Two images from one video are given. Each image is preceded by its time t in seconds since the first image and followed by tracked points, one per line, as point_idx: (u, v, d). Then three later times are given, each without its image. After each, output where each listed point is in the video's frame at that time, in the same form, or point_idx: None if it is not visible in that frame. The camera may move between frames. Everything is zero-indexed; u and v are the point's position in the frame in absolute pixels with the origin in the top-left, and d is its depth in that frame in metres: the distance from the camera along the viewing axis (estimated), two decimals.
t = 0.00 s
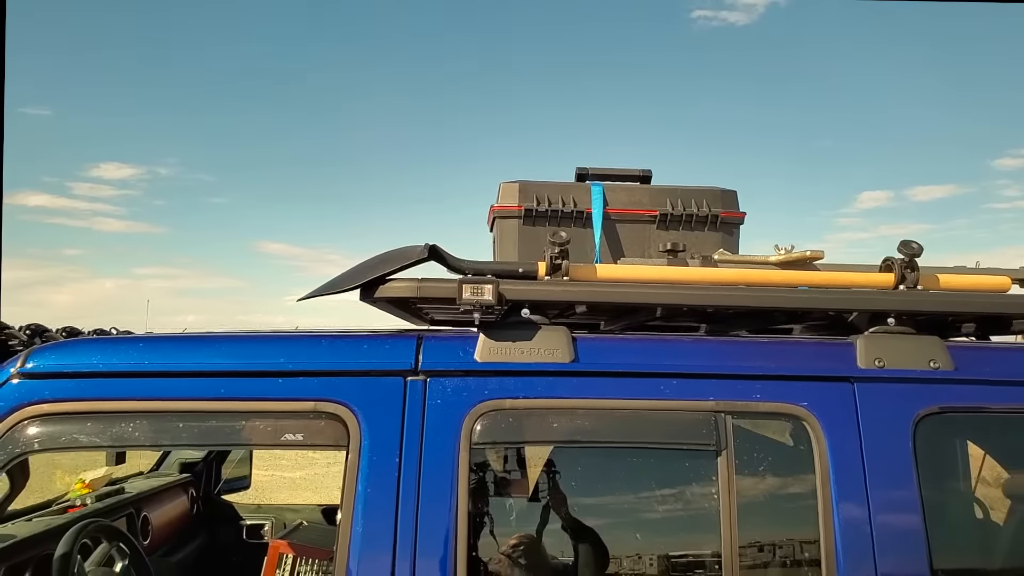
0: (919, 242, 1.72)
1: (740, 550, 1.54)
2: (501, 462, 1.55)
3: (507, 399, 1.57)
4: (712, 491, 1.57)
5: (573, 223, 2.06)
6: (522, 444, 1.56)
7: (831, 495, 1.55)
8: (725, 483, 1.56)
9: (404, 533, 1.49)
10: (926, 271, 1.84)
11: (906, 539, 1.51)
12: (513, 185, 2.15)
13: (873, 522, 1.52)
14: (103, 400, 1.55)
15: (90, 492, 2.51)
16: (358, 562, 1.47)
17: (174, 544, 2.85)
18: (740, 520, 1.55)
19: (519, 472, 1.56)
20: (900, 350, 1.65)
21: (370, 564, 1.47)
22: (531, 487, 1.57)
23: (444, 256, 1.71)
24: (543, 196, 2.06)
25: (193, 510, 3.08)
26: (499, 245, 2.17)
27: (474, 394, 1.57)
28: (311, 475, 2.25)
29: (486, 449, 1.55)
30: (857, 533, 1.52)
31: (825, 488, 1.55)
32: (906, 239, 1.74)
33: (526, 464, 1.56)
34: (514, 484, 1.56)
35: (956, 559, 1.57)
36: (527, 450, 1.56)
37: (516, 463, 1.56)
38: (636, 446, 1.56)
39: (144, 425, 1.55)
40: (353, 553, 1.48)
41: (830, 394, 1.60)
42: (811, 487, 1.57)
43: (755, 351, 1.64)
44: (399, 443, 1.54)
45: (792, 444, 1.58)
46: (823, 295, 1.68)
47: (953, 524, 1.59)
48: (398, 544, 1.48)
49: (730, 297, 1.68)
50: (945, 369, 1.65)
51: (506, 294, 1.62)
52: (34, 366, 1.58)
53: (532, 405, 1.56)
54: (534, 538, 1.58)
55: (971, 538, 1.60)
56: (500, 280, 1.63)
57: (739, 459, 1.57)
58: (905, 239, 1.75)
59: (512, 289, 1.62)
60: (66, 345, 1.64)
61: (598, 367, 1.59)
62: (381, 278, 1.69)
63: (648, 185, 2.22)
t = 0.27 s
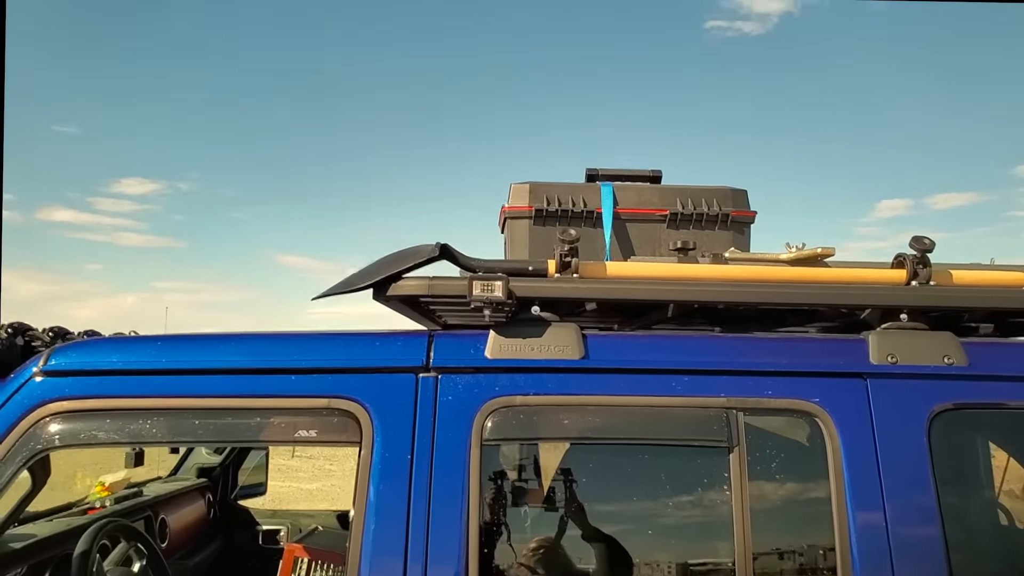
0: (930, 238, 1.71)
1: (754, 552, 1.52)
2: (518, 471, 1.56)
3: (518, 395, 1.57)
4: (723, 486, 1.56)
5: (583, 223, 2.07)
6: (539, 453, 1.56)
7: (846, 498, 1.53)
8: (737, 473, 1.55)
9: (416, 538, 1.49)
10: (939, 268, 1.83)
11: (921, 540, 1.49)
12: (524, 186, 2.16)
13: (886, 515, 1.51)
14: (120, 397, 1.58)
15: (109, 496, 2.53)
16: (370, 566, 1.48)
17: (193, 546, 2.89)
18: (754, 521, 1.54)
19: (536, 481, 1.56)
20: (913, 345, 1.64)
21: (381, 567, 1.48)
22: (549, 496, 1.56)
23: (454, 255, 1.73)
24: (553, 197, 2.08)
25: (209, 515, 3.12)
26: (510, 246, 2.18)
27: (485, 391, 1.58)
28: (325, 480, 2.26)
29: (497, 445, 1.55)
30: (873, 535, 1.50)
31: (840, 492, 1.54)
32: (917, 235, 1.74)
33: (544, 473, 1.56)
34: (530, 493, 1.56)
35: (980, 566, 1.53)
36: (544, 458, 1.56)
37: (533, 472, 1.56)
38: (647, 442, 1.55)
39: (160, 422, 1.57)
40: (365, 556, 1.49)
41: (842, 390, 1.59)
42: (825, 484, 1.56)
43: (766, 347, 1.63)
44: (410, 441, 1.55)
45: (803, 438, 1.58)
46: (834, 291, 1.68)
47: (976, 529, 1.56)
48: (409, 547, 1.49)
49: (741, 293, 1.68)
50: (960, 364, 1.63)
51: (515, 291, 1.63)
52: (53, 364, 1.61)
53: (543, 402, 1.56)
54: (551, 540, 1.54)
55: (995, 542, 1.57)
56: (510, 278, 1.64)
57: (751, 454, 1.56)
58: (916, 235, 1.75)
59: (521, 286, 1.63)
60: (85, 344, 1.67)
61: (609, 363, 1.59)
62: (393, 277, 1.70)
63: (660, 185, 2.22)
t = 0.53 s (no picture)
0: (952, 249, 1.71)
1: (773, 564, 1.51)
2: (543, 494, 1.56)
3: (538, 401, 1.58)
4: (742, 495, 1.55)
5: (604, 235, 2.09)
6: (563, 476, 1.56)
7: (867, 512, 1.52)
8: (756, 482, 1.54)
9: (434, 547, 1.51)
10: (962, 280, 1.82)
11: (944, 552, 1.48)
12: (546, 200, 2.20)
13: (908, 523, 1.50)
14: (148, 398, 1.61)
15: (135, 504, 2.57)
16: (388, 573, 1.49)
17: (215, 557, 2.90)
18: (774, 538, 1.52)
19: (560, 504, 1.56)
20: (934, 356, 1.63)
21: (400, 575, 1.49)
22: (573, 519, 1.56)
23: (476, 263, 1.75)
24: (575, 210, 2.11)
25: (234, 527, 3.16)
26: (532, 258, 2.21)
27: (504, 396, 1.59)
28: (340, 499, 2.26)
29: (519, 450, 1.56)
30: (896, 549, 1.48)
31: (861, 505, 1.53)
32: (939, 247, 1.73)
33: (567, 495, 1.56)
34: (554, 516, 1.55)
35: None
36: (569, 481, 1.56)
37: (558, 495, 1.56)
38: (666, 447, 1.55)
39: (186, 423, 1.61)
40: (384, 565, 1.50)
41: (863, 400, 1.58)
42: (845, 494, 1.55)
43: (786, 356, 1.63)
44: (432, 444, 1.56)
45: (822, 447, 1.57)
46: (854, 301, 1.68)
47: (1003, 551, 1.53)
48: (428, 555, 1.50)
49: (761, 303, 1.68)
50: (983, 375, 1.62)
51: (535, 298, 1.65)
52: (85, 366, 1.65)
53: (562, 408, 1.57)
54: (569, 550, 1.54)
55: None
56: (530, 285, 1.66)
57: (771, 461, 1.56)
58: (938, 247, 1.74)
59: (541, 293, 1.65)
60: (116, 347, 1.71)
61: (628, 370, 1.60)
62: (416, 284, 1.73)
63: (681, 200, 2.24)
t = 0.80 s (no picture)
0: (957, 234, 1.72)
1: (776, 541, 1.53)
2: (547, 489, 1.57)
3: (546, 376, 1.60)
4: (746, 471, 1.57)
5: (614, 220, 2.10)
6: (567, 470, 1.58)
7: (868, 491, 1.53)
8: (760, 460, 1.55)
9: (440, 522, 1.51)
10: (967, 266, 1.83)
11: (944, 530, 1.49)
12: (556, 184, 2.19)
13: (909, 505, 1.51)
14: (157, 370, 1.62)
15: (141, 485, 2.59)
16: (394, 546, 1.50)
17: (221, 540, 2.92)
18: (778, 531, 1.53)
19: (562, 498, 1.57)
20: (937, 337, 1.64)
21: (405, 548, 1.50)
22: (576, 513, 1.57)
23: (486, 242, 1.77)
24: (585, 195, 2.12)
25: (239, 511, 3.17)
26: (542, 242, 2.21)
27: (513, 371, 1.61)
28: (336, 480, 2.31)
29: (525, 425, 1.58)
30: (898, 528, 1.50)
31: (862, 484, 1.54)
32: (945, 231, 1.74)
33: (570, 489, 1.58)
34: (556, 509, 1.57)
35: None
36: (571, 475, 1.58)
37: (562, 489, 1.57)
38: (672, 422, 1.57)
39: (193, 394, 1.61)
40: (390, 537, 1.51)
41: (868, 380, 1.60)
42: (848, 473, 1.56)
43: (792, 336, 1.65)
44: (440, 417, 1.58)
45: (826, 425, 1.58)
46: (861, 283, 1.69)
47: (999, 545, 1.54)
48: (434, 528, 1.51)
49: (768, 284, 1.70)
50: (984, 357, 1.63)
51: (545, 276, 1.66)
52: (93, 337, 1.66)
53: (571, 384, 1.59)
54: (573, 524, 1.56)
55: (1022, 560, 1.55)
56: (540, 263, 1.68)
57: (775, 439, 1.57)
58: (943, 232, 1.76)
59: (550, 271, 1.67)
60: (124, 320, 1.72)
61: (636, 348, 1.62)
62: (428, 261, 1.75)
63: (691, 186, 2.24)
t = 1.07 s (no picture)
0: (952, 205, 1.73)
1: (778, 502, 1.56)
2: (540, 474, 1.60)
3: (551, 343, 1.62)
4: (747, 434, 1.60)
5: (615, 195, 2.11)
6: (561, 458, 1.62)
7: (868, 462, 1.56)
8: (762, 424, 1.59)
9: (449, 487, 1.53)
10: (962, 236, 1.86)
11: (939, 491, 1.52)
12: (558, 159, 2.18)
13: (905, 466, 1.54)
14: (164, 340, 1.60)
15: (143, 464, 2.63)
16: (403, 512, 1.52)
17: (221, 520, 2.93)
18: (781, 503, 1.56)
19: (556, 484, 1.60)
20: (933, 304, 1.67)
21: (414, 513, 1.52)
22: (569, 499, 1.60)
23: (490, 214, 1.78)
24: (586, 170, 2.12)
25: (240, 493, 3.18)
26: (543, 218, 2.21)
27: (519, 339, 1.63)
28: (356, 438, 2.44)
29: (529, 391, 1.60)
30: (895, 488, 1.53)
31: (861, 456, 1.56)
32: (940, 202, 1.75)
33: (563, 475, 1.61)
34: (552, 497, 1.59)
35: (994, 562, 1.53)
36: (565, 463, 1.62)
37: (554, 475, 1.60)
38: (674, 387, 1.59)
39: (202, 362, 1.60)
40: (399, 503, 1.53)
41: (867, 345, 1.62)
42: (848, 438, 1.59)
43: (793, 304, 1.67)
44: (447, 383, 1.60)
45: (826, 390, 1.61)
46: (859, 252, 1.72)
47: (992, 515, 1.57)
48: (443, 493, 1.53)
49: (769, 253, 1.72)
50: (978, 322, 1.66)
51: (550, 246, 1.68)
52: (97, 307, 1.63)
53: (576, 350, 1.62)
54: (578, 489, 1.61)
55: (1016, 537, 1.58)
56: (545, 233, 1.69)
57: (776, 402, 1.59)
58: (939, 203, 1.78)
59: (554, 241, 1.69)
60: (128, 290, 1.68)
61: (640, 316, 1.64)
62: (432, 232, 1.77)
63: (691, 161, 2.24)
